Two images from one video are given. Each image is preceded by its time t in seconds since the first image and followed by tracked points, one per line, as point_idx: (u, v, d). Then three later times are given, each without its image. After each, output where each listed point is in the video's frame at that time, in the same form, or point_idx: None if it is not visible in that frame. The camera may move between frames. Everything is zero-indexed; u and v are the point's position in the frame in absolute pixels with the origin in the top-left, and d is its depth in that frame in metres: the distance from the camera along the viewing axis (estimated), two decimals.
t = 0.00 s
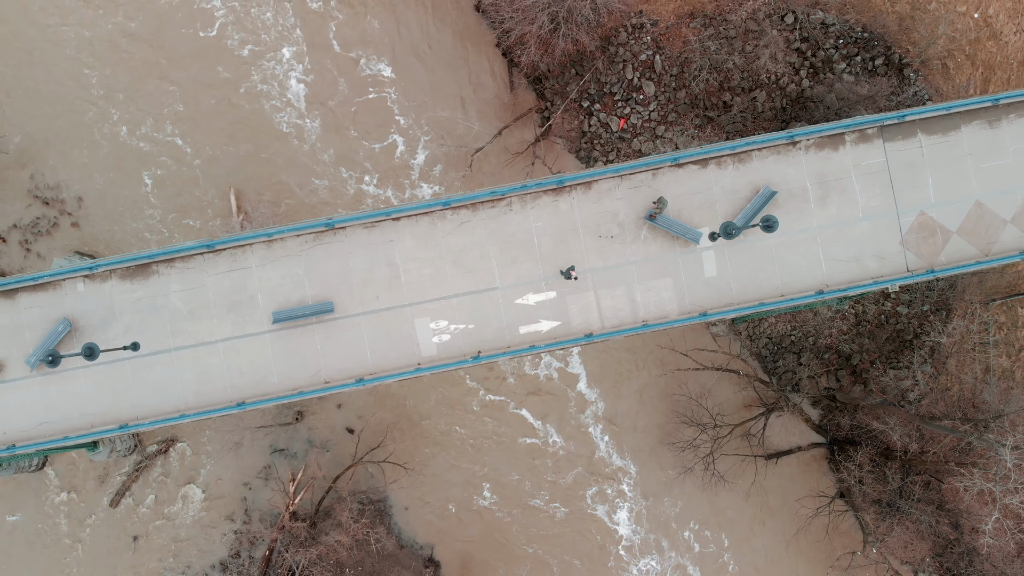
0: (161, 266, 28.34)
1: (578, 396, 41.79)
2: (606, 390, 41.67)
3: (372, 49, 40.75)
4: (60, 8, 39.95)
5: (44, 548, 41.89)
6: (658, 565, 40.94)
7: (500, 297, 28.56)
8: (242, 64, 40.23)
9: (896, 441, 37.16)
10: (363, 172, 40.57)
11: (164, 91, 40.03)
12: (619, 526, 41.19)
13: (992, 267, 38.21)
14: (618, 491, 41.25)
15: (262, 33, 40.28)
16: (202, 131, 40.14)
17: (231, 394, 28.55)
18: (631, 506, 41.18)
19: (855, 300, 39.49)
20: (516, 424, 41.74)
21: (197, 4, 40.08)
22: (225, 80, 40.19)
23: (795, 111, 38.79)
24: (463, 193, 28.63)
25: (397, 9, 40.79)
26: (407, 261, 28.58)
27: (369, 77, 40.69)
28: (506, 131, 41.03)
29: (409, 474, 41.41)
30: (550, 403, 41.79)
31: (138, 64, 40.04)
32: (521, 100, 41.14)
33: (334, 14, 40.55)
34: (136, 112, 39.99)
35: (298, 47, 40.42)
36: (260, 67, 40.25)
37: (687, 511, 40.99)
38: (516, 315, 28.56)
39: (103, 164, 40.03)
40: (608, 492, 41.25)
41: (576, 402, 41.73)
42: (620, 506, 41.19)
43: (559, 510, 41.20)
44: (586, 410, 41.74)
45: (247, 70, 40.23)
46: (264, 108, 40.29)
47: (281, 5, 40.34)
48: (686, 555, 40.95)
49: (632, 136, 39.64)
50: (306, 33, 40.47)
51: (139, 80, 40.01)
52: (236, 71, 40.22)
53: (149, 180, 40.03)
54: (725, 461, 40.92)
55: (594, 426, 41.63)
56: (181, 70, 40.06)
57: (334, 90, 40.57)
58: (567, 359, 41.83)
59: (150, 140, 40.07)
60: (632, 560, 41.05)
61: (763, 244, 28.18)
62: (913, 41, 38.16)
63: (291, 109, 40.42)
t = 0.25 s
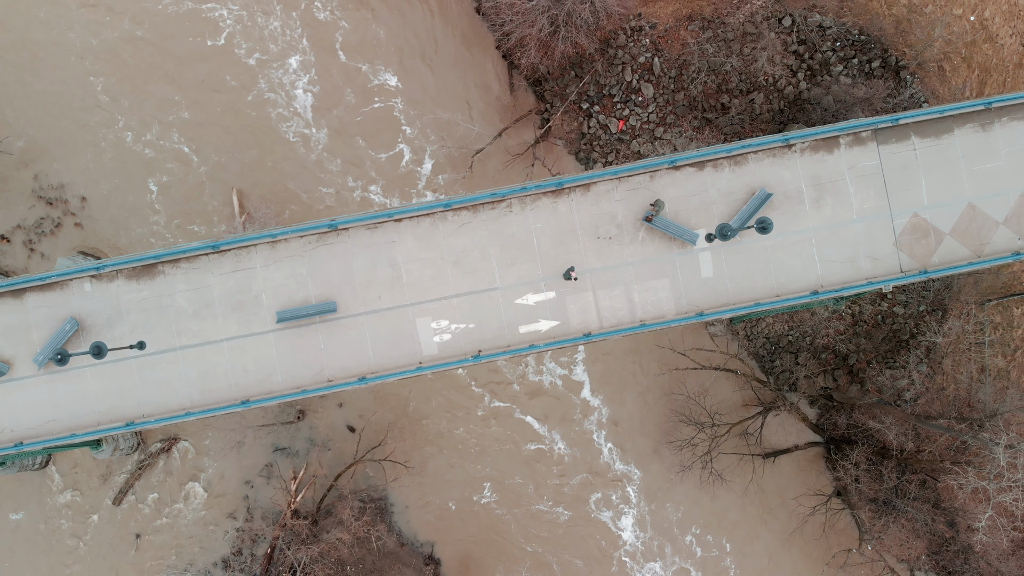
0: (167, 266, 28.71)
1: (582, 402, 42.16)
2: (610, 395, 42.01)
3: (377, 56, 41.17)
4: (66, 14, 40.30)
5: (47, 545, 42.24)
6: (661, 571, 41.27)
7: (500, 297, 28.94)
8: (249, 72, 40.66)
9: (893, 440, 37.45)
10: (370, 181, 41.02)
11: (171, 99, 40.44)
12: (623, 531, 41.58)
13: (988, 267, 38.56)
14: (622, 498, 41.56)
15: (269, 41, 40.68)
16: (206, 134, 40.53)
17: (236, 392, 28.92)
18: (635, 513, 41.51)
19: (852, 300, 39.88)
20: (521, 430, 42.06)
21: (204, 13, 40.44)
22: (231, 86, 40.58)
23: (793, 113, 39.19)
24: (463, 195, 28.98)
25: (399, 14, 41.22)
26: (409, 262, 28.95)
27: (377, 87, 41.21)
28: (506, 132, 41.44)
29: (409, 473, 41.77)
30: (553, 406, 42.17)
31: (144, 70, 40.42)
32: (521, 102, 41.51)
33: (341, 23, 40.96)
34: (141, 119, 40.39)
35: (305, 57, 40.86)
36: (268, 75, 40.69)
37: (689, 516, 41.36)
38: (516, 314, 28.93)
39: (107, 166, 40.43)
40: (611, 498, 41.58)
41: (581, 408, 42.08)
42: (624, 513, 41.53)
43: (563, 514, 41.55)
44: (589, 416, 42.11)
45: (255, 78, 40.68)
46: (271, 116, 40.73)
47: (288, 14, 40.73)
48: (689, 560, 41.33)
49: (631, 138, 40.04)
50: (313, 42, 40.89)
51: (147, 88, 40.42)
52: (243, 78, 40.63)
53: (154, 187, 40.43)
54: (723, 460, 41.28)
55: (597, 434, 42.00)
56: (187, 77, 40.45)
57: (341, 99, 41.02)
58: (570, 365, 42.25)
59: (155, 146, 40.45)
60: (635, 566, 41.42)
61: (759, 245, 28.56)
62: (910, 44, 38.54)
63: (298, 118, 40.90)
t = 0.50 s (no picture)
0: (171, 266, 29.02)
1: (586, 409, 42.46)
2: (611, 398, 42.33)
3: (380, 61, 41.52)
4: (70, 18, 40.64)
5: (50, 543, 42.55)
6: None
7: (500, 297, 29.26)
8: (256, 80, 41.06)
9: (889, 439, 37.77)
10: (373, 186, 41.37)
11: (177, 106, 40.78)
12: (626, 538, 41.84)
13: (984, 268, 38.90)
14: (626, 503, 41.86)
15: (275, 50, 41.11)
16: (208, 137, 40.85)
17: (239, 390, 29.24)
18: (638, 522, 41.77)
19: (849, 301, 40.20)
20: (526, 437, 42.34)
21: (210, 21, 40.80)
22: (235, 92, 40.93)
23: (790, 115, 39.52)
24: (464, 196, 29.30)
25: (401, 18, 41.60)
26: (410, 262, 29.27)
27: (382, 96, 41.57)
28: (506, 134, 41.78)
29: (410, 471, 42.09)
30: (556, 412, 42.46)
31: (150, 77, 40.73)
32: (521, 104, 41.84)
33: (346, 31, 41.36)
34: (145, 123, 40.74)
35: (311, 66, 41.25)
36: (275, 83, 41.10)
37: (690, 520, 41.70)
38: (516, 314, 29.25)
39: (109, 166, 40.73)
40: (615, 503, 41.90)
41: (585, 415, 42.38)
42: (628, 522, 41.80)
43: (565, 518, 41.85)
44: (593, 422, 42.41)
45: (261, 85, 41.08)
46: (277, 123, 41.10)
47: (294, 23, 41.12)
48: (691, 564, 41.63)
49: (630, 139, 40.36)
50: (319, 50, 41.30)
51: (153, 95, 40.77)
52: (250, 85, 41.02)
53: (158, 194, 40.76)
54: (721, 458, 41.61)
55: (602, 441, 42.26)
56: (191, 83, 40.78)
57: (347, 108, 41.39)
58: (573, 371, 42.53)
59: (160, 152, 40.81)
60: (639, 572, 41.62)
61: (755, 246, 28.89)
62: (906, 47, 38.89)
63: (304, 127, 41.28)
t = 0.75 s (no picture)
0: (177, 267, 29.39)
1: (586, 408, 42.80)
2: (610, 397, 42.68)
3: (383, 66, 41.92)
4: (74, 21, 41.02)
5: (54, 540, 42.92)
6: None
7: (500, 297, 29.64)
8: (262, 88, 41.45)
9: (886, 438, 38.10)
10: (375, 188, 41.78)
11: (183, 113, 41.16)
12: (630, 544, 42.25)
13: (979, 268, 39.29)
14: (630, 508, 42.25)
15: (283, 60, 41.54)
16: (210, 140, 41.25)
17: (243, 388, 29.60)
18: (642, 529, 42.19)
19: (846, 301, 40.56)
20: (532, 444, 42.66)
21: (213, 23, 41.23)
22: (240, 98, 41.33)
23: (788, 116, 39.87)
24: (465, 198, 29.67)
25: (403, 23, 42.03)
26: (412, 263, 29.65)
27: (385, 101, 41.96)
28: (507, 135, 42.16)
29: (411, 470, 42.48)
30: (561, 419, 42.78)
31: (155, 83, 41.11)
32: (521, 105, 42.23)
33: (348, 34, 41.77)
34: (149, 125, 41.12)
35: (318, 76, 41.69)
36: (282, 92, 41.53)
37: (692, 524, 42.10)
38: (516, 314, 29.62)
39: (113, 167, 41.10)
40: (620, 508, 42.25)
41: (588, 421, 42.70)
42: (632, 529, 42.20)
43: (568, 521, 42.22)
44: (597, 429, 42.73)
45: (266, 91, 41.48)
46: (283, 131, 41.50)
47: (301, 33, 41.56)
48: (694, 569, 42.05)
49: (629, 140, 40.74)
50: (325, 60, 41.71)
51: (160, 103, 41.16)
52: (256, 93, 41.41)
53: (163, 200, 41.13)
54: (719, 457, 42.00)
55: (606, 447, 42.58)
56: (197, 89, 41.22)
57: (353, 118, 41.82)
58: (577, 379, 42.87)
59: (165, 159, 41.15)
60: None
61: (751, 247, 29.25)
62: (903, 49, 39.27)
63: (311, 136, 41.69)
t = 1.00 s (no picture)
0: (182, 267, 29.72)
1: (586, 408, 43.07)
2: (609, 397, 42.98)
3: (384, 70, 42.25)
4: (77, 23, 41.37)
5: (57, 538, 43.23)
6: None
7: (501, 297, 29.96)
8: (269, 96, 41.86)
9: (883, 437, 38.37)
10: (376, 189, 42.12)
11: (189, 121, 41.54)
12: (634, 550, 42.53)
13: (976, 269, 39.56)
14: (634, 514, 42.55)
15: (289, 69, 41.91)
16: (213, 143, 41.59)
17: (247, 387, 29.93)
18: (646, 536, 42.47)
19: (843, 301, 40.88)
20: (537, 450, 42.95)
21: (215, 26, 41.59)
22: (244, 103, 41.70)
23: (786, 118, 40.18)
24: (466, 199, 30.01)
25: (404, 26, 42.37)
26: (413, 264, 29.98)
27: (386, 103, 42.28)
28: (507, 136, 42.49)
29: (411, 468, 42.82)
30: (566, 425, 43.08)
31: (158, 85, 41.46)
32: (521, 107, 42.56)
33: (349, 37, 42.13)
34: (152, 126, 41.46)
35: (324, 85, 42.07)
36: (288, 100, 41.90)
37: (694, 529, 42.46)
38: (516, 313, 29.95)
39: (115, 168, 41.42)
40: (624, 514, 42.54)
41: (592, 427, 42.92)
42: (637, 535, 42.50)
43: (571, 524, 42.56)
44: (600, 435, 42.95)
45: (275, 101, 41.86)
46: (289, 138, 41.87)
47: (308, 42, 41.96)
48: (695, 573, 42.40)
49: (628, 142, 41.08)
50: (331, 70, 42.06)
51: (166, 110, 41.53)
52: (263, 100, 41.82)
53: (167, 206, 41.43)
54: (717, 456, 42.33)
55: (610, 453, 42.84)
56: (202, 94, 41.59)
57: (359, 127, 42.19)
58: (581, 386, 43.14)
59: (170, 165, 41.49)
60: None
61: (747, 247, 29.58)
62: (900, 51, 39.59)
63: (317, 145, 42.03)
